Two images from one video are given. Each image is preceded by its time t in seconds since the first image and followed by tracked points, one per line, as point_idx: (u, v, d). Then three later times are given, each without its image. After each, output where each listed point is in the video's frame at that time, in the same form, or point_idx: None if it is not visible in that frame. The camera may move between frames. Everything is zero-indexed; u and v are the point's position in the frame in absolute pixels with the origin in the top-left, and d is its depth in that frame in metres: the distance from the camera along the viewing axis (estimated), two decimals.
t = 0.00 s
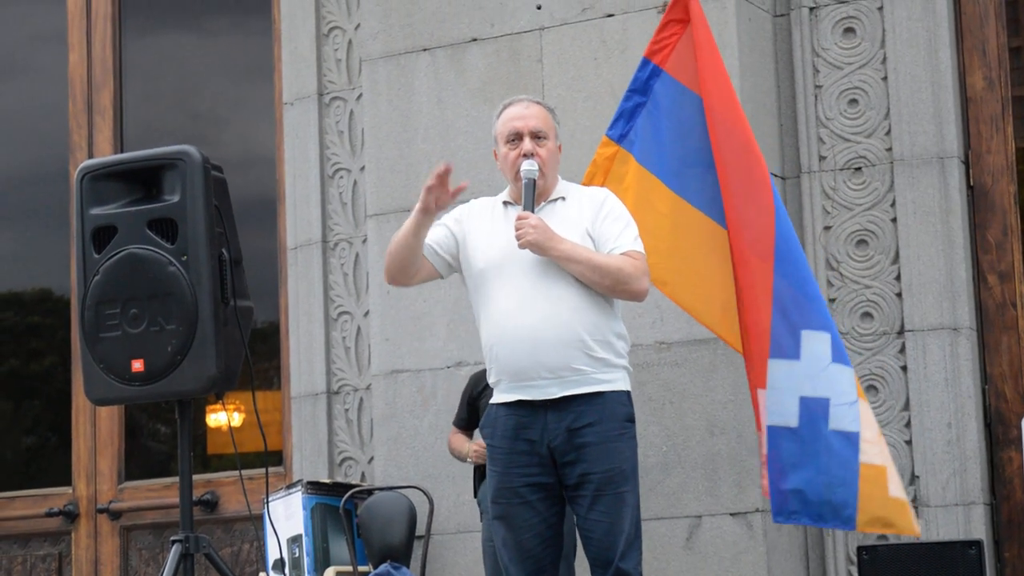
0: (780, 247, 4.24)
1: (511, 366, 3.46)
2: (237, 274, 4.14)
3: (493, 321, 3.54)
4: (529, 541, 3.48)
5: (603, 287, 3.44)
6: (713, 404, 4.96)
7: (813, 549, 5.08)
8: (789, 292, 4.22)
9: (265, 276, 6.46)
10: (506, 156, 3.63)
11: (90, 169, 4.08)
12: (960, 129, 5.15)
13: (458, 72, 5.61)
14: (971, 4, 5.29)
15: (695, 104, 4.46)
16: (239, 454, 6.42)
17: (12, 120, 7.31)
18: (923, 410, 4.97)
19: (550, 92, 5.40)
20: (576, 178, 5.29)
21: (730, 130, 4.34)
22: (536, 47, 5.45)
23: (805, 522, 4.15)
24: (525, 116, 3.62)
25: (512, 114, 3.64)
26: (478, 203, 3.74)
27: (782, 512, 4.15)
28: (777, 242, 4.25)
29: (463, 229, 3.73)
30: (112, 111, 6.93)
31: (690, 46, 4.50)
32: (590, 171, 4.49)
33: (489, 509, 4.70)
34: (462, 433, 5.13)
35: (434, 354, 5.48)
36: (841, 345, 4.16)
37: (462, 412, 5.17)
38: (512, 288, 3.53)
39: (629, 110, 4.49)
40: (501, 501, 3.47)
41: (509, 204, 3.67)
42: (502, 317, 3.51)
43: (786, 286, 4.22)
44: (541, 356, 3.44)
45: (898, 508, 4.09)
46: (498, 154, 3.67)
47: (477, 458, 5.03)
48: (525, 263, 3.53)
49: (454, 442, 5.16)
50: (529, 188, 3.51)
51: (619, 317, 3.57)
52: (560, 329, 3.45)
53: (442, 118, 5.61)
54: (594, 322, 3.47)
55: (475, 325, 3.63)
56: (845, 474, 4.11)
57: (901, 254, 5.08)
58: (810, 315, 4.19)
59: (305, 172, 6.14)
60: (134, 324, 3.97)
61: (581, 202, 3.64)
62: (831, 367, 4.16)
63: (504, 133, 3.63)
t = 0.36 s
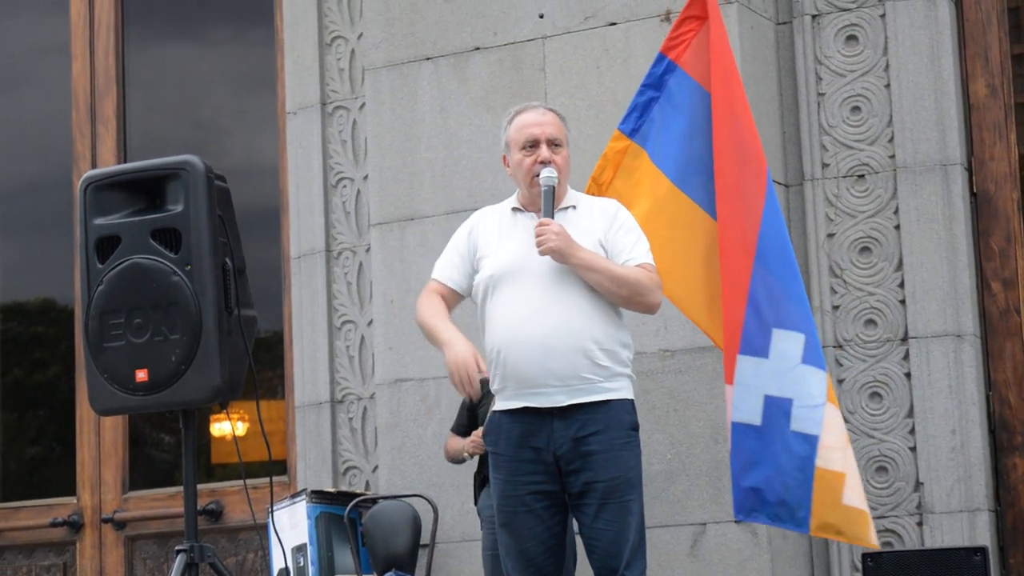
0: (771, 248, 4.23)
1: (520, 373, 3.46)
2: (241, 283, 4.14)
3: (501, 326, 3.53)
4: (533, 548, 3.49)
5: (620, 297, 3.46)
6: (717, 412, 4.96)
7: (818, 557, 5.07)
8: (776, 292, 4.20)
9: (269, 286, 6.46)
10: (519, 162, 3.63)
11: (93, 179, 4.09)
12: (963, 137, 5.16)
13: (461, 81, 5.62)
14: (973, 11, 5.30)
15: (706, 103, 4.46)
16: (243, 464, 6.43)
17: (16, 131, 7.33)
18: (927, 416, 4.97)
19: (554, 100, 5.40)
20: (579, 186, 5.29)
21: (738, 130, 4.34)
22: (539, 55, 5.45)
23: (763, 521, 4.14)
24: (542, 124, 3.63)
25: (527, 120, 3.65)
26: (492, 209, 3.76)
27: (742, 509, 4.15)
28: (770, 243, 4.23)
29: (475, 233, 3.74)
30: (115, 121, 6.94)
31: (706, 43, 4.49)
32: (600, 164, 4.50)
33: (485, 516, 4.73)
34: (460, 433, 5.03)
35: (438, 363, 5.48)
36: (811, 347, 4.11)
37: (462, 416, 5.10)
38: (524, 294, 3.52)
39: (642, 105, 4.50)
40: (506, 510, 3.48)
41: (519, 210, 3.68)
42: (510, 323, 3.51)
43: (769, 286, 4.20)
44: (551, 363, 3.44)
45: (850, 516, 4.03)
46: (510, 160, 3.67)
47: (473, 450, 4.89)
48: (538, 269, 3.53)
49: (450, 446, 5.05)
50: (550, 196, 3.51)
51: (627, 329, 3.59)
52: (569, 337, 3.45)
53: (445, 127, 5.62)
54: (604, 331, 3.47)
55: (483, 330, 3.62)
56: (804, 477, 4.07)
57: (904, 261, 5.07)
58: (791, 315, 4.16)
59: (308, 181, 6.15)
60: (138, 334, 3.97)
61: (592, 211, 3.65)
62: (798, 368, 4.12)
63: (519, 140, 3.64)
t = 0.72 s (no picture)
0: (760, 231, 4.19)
1: (527, 371, 3.46)
2: (244, 286, 4.14)
3: (505, 324, 3.53)
4: (539, 550, 3.49)
5: (625, 296, 3.49)
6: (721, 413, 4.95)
7: (821, 557, 5.06)
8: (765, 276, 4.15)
9: (271, 288, 6.46)
10: (519, 165, 3.63)
11: (96, 182, 4.10)
12: (966, 138, 5.15)
13: (463, 82, 5.62)
14: (976, 12, 5.31)
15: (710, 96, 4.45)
16: (247, 467, 6.44)
17: (19, 134, 7.34)
18: (931, 417, 4.96)
19: (556, 102, 5.40)
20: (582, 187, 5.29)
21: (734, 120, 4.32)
22: (541, 57, 5.46)
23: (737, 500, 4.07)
24: (541, 126, 3.63)
25: (526, 122, 3.64)
26: (489, 215, 3.74)
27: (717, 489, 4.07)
28: (761, 229, 4.19)
29: (474, 234, 3.73)
30: (117, 124, 6.94)
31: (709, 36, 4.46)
32: (603, 157, 4.48)
33: (480, 520, 4.75)
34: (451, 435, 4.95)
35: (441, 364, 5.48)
36: (787, 322, 4.09)
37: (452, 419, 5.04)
38: (529, 293, 3.53)
39: (646, 98, 4.51)
40: (513, 512, 3.46)
41: (517, 213, 3.68)
42: (515, 323, 3.51)
43: (750, 265, 4.17)
44: (559, 363, 3.44)
45: (819, 489, 4.01)
46: (509, 163, 3.67)
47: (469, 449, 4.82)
48: (544, 268, 3.54)
49: (445, 448, 4.99)
50: (552, 197, 3.50)
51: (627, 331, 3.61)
52: (575, 336, 3.46)
53: (448, 129, 5.62)
54: (610, 332, 3.49)
55: (484, 331, 3.61)
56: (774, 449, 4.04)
57: (908, 262, 5.07)
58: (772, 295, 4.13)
59: (311, 183, 6.15)
60: (141, 336, 3.98)
61: (591, 214, 3.66)
62: (773, 342, 4.10)
63: (518, 142, 3.63)
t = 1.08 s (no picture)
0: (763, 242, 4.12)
1: (519, 372, 3.47)
2: (248, 285, 4.15)
3: (499, 326, 3.54)
4: (539, 550, 3.49)
5: (613, 295, 3.47)
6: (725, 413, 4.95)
7: (826, 558, 5.06)
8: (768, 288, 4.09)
9: (276, 288, 6.46)
10: (511, 167, 3.65)
11: (100, 181, 4.10)
12: (971, 139, 5.15)
13: (468, 83, 5.62)
14: (981, 13, 5.29)
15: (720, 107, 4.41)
16: (251, 466, 6.45)
17: (24, 134, 7.35)
18: (935, 418, 4.96)
19: (561, 102, 5.40)
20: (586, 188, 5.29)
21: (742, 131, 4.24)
22: (546, 58, 5.46)
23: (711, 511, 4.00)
24: (530, 129, 3.63)
25: (517, 125, 3.65)
26: (491, 219, 3.76)
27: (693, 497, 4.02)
28: (768, 242, 4.12)
29: (475, 238, 3.75)
30: (122, 124, 6.95)
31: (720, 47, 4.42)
32: (607, 164, 4.43)
33: (478, 520, 4.81)
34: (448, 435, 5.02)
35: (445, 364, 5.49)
36: (772, 335, 4.04)
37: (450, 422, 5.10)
38: (523, 294, 3.54)
39: (654, 107, 4.45)
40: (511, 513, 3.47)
41: (515, 217, 3.68)
42: (509, 325, 3.52)
43: (750, 277, 4.10)
44: (551, 363, 3.45)
45: (791, 505, 3.92)
46: (503, 166, 3.68)
47: (466, 448, 4.92)
48: (537, 269, 3.54)
49: (439, 450, 5.05)
50: (540, 198, 3.53)
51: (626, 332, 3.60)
52: (568, 336, 3.46)
53: (452, 129, 5.62)
54: (603, 331, 3.49)
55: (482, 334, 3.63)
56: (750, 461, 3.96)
57: (912, 263, 5.07)
58: (766, 303, 4.07)
59: (316, 183, 6.16)
60: (146, 336, 3.98)
61: (587, 214, 3.66)
62: (758, 354, 4.04)
63: (509, 145, 3.65)
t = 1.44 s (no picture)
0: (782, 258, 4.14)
1: (513, 376, 3.49)
2: (255, 286, 4.15)
3: (495, 331, 3.57)
4: (542, 551, 3.50)
5: (600, 295, 3.45)
6: (731, 414, 4.95)
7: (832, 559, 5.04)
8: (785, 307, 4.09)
9: (282, 289, 6.47)
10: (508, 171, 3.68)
11: (108, 182, 4.11)
12: (977, 139, 5.15)
13: (474, 84, 5.62)
14: (987, 14, 5.29)
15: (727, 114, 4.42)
16: (257, 467, 6.45)
17: (31, 135, 7.36)
18: (942, 419, 4.95)
19: (567, 103, 5.41)
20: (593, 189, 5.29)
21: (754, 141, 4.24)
22: (552, 58, 5.46)
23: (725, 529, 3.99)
24: (522, 132, 3.64)
25: (511, 130, 3.67)
26: (494, 224, 3.77)
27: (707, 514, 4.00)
28: (783, 256, 4.14)
29: (480, 242, 3.77)
30: (129, 125, 6.96)
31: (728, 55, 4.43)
32: (610, 170, 4.42)
33: (481, 521, 4.86)
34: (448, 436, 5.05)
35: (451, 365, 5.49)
36: (794, 359, 4.04)
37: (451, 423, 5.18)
38: (517, 298, 3.55)
39: (658, 113, 4.44)
40: (511, 514, 3.49)
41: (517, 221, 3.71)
42: (504, 328, 3.54)
43: (767, 294, 4.10)
44: (541, 366, 3.45)
45: (809, 532, 3.94)
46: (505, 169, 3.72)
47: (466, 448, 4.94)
48: (530, 271, 3.55)
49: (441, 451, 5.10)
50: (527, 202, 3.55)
51: (626, 329, 3.56)
52: (559, 338, 3.46)
53: (458, 130, 5.63)
54: (594, 332, 3.47)
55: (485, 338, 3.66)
56: (769, 485, 3.95)
57: (918, 264, 5.06)
58: (783, 322, 4.08)
59: (323, 183, 6.16)
60: (152, 336, 3.99)
61: (585, 213, 3.65)
62: (779, 378, 4.03)
63: (505, 148, 3.68)
